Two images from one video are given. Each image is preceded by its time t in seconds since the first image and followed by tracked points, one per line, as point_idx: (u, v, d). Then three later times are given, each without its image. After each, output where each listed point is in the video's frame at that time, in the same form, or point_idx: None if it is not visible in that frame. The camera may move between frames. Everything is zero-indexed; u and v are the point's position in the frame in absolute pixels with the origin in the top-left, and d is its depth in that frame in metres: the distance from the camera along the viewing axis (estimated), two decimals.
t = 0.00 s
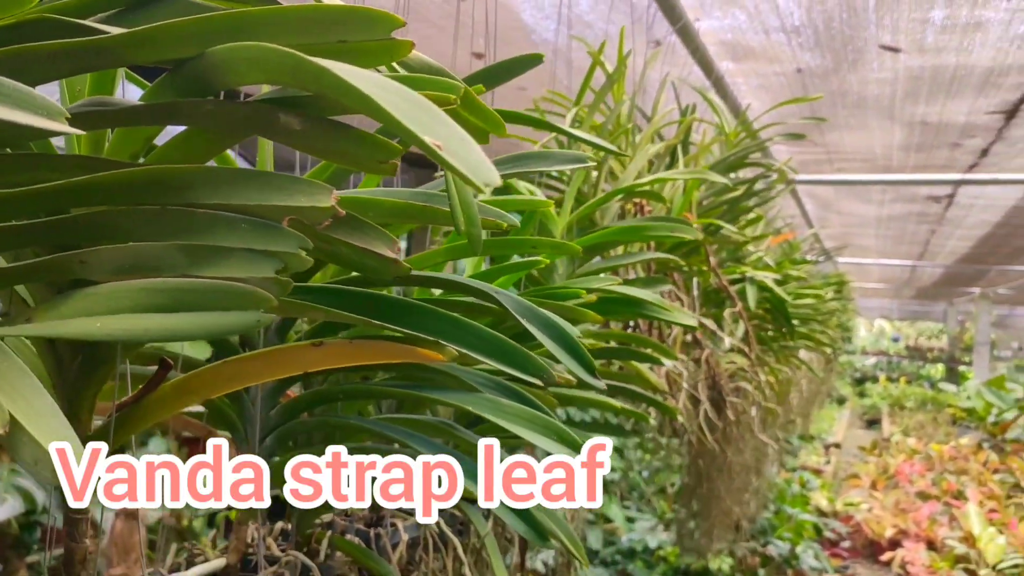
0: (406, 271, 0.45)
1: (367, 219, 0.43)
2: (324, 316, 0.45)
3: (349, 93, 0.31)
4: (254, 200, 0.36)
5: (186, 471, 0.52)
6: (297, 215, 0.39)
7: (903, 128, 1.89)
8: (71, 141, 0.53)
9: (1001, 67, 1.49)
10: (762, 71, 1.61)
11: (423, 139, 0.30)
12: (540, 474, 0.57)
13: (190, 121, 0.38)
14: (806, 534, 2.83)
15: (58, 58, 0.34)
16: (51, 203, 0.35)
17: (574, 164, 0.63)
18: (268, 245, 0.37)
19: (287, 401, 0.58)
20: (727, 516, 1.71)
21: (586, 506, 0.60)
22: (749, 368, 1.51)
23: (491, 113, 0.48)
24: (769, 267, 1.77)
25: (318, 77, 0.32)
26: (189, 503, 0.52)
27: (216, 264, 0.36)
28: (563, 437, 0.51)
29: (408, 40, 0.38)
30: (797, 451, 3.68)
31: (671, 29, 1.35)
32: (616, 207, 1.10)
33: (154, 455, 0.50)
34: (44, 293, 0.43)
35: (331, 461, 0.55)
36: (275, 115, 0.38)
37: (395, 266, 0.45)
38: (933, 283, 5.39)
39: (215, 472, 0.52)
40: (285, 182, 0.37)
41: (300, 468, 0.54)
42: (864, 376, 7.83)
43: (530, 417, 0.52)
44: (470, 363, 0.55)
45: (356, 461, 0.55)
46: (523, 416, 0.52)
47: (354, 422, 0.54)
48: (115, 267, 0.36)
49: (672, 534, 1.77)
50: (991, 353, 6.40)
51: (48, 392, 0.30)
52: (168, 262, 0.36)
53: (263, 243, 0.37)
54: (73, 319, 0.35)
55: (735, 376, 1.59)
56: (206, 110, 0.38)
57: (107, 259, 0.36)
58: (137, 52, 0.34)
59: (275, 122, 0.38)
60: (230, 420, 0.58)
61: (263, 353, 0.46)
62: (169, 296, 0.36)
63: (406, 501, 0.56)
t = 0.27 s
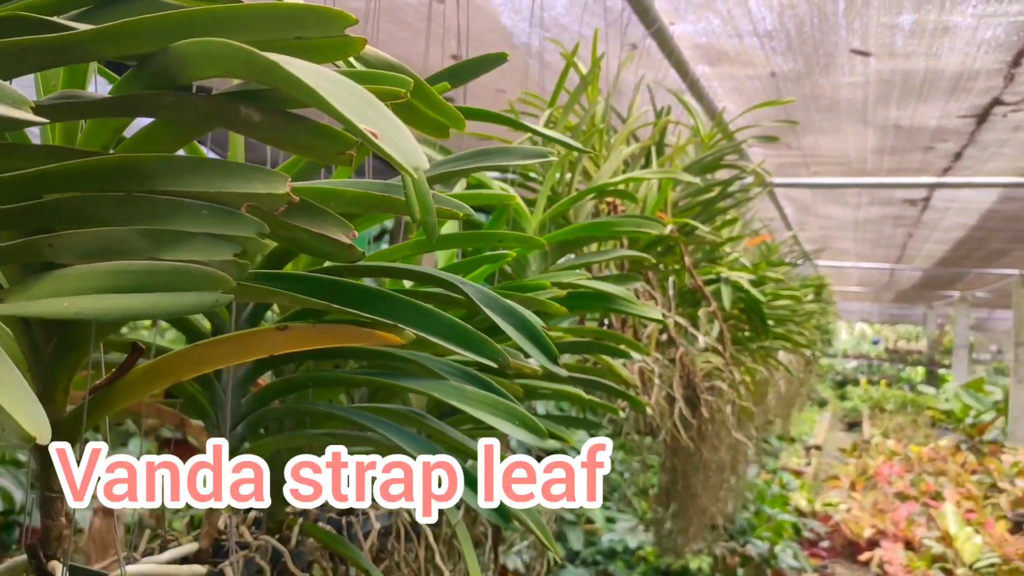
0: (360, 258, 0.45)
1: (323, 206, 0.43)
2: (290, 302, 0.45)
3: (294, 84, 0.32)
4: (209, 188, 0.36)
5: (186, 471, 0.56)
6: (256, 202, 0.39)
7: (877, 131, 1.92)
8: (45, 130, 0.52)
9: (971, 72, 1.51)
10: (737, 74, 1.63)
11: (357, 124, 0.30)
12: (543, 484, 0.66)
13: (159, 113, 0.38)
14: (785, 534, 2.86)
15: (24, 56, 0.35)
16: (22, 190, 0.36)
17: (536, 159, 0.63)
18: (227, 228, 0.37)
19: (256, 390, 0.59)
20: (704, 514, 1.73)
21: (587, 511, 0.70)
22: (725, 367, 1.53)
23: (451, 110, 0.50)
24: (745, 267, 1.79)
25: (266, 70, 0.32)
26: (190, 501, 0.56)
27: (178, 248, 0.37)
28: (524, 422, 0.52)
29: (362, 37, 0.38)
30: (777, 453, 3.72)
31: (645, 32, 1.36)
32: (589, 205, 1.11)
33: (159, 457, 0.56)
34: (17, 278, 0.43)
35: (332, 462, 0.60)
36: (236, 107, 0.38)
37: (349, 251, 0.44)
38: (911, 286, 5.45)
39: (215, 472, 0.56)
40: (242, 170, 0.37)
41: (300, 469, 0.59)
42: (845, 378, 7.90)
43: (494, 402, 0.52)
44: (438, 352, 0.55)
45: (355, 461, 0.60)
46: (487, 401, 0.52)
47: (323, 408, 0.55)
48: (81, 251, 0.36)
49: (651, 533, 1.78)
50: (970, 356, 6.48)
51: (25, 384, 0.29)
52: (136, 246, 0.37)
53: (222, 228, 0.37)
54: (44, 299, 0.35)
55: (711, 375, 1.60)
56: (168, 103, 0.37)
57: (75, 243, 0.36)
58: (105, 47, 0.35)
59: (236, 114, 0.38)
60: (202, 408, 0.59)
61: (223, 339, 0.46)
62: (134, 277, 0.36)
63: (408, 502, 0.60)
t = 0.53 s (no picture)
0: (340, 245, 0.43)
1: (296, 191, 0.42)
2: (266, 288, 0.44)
3: (274, 75, 0.32)
4: (193, 174, 0.36)
5: (185, 472, 0.56)
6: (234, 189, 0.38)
7: (854, 132, 1.93)
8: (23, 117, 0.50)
9: (946, 73, 1.52)
10: (716, 74, 1.63)
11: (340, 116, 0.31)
12: (540, 475, 0.70)
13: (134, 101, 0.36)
14: (764, 532, 2.88)
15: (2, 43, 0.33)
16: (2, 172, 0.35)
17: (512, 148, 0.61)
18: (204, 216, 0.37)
19: (236, 379, 0.58)
20: (684, 512, 1.73)
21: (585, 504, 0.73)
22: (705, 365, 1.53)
23: (431, 106, 0.49)
24: (724, 266, 1.79)
25: (241, 58, 0.32)
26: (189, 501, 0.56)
27: (158, 233, 0.37)
28: (503, 408, 0.52)
29: (336, 31, 0.36)
30: (756, 452, 3.75)
31: (625, 32, 1.36)
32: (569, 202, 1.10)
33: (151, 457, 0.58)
34: None
35: (331, 463, 0.62)
36: (212, 95, 0.37)
37: (326, 239, 0.43)
38: (889, 287, 5.51)
39: (215, 473, 0.57)
40: (219, 157, 0.37)
41: (300, 468, 0.61)
42: (824, 379, 7.97)
43: (472, 388, 0.52)
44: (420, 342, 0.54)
45: (355, 462, 0.63)
46: (465, 389, 0.52)
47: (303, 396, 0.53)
48: (60, 234, 0.36)
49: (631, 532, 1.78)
50: (945, 356, 6.56)
51: (7, 363, 0.29)
52: (113, 231, 0.36)
53: (200, 214, 0.37)
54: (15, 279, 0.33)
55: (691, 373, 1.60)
56: (147, 90, 0.36)
57: (53, 227, 0.36)
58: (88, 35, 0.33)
59: (212, 102, 0.37)
60: (183, 397, 0.59)
61: (200, 326, 0.46)
62: (111, 261, 0.35)
63: (407, 501, 0.63)
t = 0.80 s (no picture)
0: (341, 228, 0.42)
1: (298, 174, 0.40)
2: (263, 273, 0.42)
3: (288, 59, 0.31)
4: (200, 155, 0.34)
5: (186, 473, 0.55)
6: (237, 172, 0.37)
7: (836, 131, 1.94)
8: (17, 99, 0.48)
9: (928, 71, 1.52)
10: (701, 72, 1.63)
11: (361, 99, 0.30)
12: (540, 475, 0.72)
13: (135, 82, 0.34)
14: (746, 530, 2.89)
15: None
16: None
17: (506, 137, 0.58)
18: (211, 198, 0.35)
19: (232, 368, 0.56)
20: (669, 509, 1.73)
21: (587, 504, 0.75)
22: (691, 362, 1.53)
23: (428, 93, 0.44)
24: (708, 263, 1.80)
25: (249, 37, 0.31)
26: (190, 500, 0.55)
27: (159, 213, 0.35)
28: (500, 395, 0.52)
29: (341, 15, 0.35)
30: (739, 451, 3.77)
31: (611, 29, 1.35)
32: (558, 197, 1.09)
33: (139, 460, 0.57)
34: None
35: (332, 461, 0.62)
36: (214, 78, 0.35)
37: (327, 221, 0.41)
38: (869, 287, 5.56)
39: (215, 473, 0.56)
40: (222, 137, 0.35)
41: (301, 468, 0.60)
42: (804, 378, 8.04)
43: (469, 375, 0.51)
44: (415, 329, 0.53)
45: (356, 462, 0.62)
46: (463, 375, 0.51)
47: (301, 385, 0.51)
48: (60, 216, 0.34)
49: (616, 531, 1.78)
50: (924, 355, 6.63)
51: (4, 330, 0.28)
52: (114, 213, 0.34)
53: (202, 194, 0.35)
54: (19, 260, 0.33)
55: (677, 370, 1.60)
56: (148, 73, 0.34)
57: (55, 208, 0.34)
58: (89, 18, 0.31)
59: (214, 85, 0.35)
60: (176, 385, 0.57)
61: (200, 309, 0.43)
62: (116, 240, 0.34)
63: (407, 500, 0.64)
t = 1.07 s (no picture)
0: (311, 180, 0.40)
1: (267, 127, 0.38)
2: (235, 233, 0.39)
3: None
4: (161, 101, 0.34)
5: (186, 472, 0.53)
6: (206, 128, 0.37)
7: (819, 125, 1.94)
8: None
9: (911, 64, 1.51)
10: (684, 65, 1.61)
11: (320, 29, 0.29)
12: (538, 476, 0.76)
13: (104, 32, 0.34)
14: (730, 526, 2.90)
15: None
16: None
17: (487, 107, 0.55)
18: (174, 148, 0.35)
19: (208, 340, 0.53)
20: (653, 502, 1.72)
21: (584, 504, 0.79)
22: (675, 354, 1.52)
23: (407, 49, 0.41)
24: (692, 256, 1.79)
25: None
26: (188, 502, 0.53)
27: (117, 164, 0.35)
28: (480, 368, 0.51)
29: None
30: (723, 448, 3.78)
31: (595, 19, 1.33)
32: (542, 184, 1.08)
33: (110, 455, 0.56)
34: None
35: (332, 462, 0.64)
36: (180, 26, 0.34)
37: (298, 174, 0.39)
38: (852, 285, 5.60)
39: (215, 473, 0.56)
40: (186, 85, 0.35)
41: (301, 469, 0.61)
42: (786, 377, 8.09)
43: (449, 348, 0.51)
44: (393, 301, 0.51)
45: (355, 462, 0.65)
46: (442, 348, 0.51)
47: (277, 358, 0.51)
48: (19, 165, 0.35)
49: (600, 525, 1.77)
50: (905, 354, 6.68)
51: None
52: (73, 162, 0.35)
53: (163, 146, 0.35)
54: None
55: (661, 362, 1.59)
56: (111, 20, 0.34)
57: (13, 157, 0.34)
58: None
59: (180, 33, 0.34)
60: (150, 359, 0.54)
61: (173, 271, 0.42)
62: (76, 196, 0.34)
63: (406, 500, 0.67)
